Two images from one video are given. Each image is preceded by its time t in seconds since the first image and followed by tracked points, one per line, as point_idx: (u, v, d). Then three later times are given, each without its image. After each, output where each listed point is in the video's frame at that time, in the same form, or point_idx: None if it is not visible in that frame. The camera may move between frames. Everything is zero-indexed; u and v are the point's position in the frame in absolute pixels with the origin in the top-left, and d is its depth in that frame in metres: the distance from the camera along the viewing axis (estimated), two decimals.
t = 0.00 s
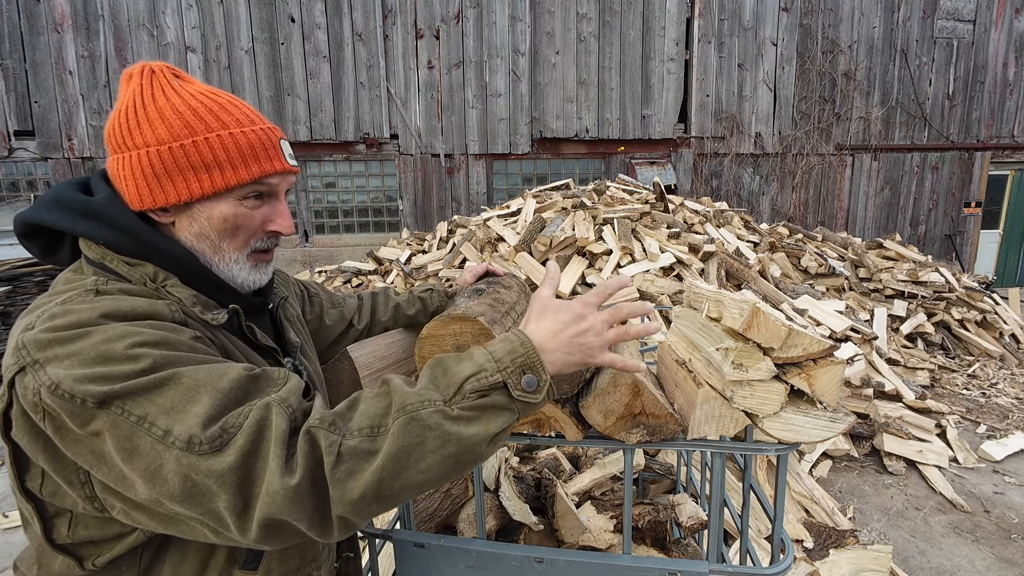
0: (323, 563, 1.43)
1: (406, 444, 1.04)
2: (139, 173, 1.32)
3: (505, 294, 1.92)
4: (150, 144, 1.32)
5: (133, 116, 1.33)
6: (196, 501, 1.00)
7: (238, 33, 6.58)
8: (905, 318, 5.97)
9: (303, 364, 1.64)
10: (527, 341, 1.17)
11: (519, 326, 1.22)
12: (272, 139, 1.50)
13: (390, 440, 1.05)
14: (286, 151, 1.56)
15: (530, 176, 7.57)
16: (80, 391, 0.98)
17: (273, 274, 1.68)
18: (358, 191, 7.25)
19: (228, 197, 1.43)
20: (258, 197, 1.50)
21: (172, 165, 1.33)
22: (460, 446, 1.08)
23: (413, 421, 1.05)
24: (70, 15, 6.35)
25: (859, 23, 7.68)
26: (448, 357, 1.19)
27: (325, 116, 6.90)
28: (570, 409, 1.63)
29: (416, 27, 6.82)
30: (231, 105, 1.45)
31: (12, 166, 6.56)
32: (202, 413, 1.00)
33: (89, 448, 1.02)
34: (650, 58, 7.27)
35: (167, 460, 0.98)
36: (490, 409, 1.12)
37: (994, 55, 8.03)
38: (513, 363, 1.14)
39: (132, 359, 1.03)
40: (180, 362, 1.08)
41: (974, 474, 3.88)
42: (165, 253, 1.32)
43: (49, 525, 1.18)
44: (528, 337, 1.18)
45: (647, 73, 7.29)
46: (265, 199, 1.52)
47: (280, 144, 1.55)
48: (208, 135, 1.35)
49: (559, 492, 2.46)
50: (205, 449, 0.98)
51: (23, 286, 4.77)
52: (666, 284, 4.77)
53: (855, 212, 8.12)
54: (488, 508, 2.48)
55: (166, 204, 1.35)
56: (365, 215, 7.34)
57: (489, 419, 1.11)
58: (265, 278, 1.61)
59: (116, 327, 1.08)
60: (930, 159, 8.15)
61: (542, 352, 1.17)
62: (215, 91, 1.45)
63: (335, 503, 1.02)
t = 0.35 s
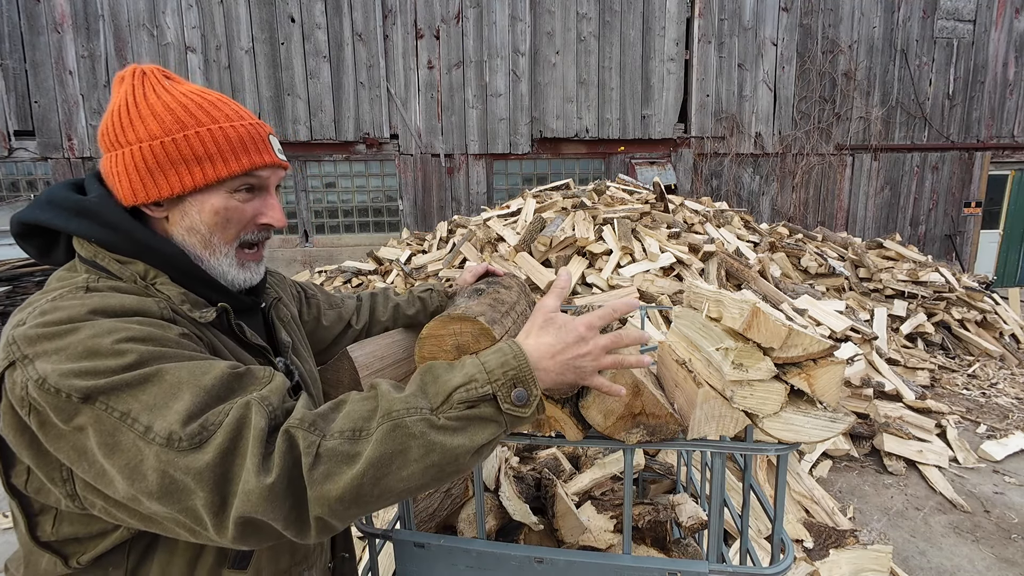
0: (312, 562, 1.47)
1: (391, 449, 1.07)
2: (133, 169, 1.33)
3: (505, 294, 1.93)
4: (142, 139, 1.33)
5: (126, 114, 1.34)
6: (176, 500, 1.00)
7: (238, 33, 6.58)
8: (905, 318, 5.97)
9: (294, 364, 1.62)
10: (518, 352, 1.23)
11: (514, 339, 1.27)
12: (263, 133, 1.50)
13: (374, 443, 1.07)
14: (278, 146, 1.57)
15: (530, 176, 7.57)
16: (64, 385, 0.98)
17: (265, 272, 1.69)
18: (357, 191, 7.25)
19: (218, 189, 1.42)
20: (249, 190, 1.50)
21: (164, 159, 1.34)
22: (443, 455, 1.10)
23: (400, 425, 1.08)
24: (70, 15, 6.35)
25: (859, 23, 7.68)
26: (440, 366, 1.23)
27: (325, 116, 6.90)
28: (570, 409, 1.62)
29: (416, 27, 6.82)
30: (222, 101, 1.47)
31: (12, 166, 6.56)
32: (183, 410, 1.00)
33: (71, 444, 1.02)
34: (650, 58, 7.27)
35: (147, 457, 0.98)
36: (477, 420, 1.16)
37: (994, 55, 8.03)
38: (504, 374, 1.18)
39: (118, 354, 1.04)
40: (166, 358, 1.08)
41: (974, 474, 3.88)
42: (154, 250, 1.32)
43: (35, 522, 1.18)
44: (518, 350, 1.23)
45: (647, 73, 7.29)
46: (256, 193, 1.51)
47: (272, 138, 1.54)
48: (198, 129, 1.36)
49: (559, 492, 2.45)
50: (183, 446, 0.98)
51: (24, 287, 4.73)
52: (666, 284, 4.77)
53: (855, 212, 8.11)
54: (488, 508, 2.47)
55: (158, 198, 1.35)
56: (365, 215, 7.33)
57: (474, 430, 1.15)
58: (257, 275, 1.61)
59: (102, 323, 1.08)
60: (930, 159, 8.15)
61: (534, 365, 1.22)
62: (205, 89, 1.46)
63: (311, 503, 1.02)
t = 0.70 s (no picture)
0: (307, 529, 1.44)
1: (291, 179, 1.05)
2: (120, 152, 1.35)
3: (505, 294, 1.92)
4: (126, 124, 1.36)
5: (109, 106, 1.38)
6: (138, 329, 1.00)
7: (238, 33, 6.58)
8: (905, 318, 5.97)
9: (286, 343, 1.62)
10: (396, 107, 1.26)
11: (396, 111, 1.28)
12: (239, 119, 1.55)
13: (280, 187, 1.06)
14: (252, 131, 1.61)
15: (530, 176, 7.57)
16: (35, 274, 1.03)
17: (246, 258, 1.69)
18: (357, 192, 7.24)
19: (201, 166, 1.44)
20: (230, 169, 1.52)
21: (149, 139, 1.36)
22: (344, 162, 1.06)
23: (296, 162, 1.08)
24: (70, 14, 6.34)
25: (859, 23, 7.68)
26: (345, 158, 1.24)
27: (325, 116, 6.90)
28: (570, 409, 1.63)
29: (416, 27, 6.81)
30: (197, 93, 1.51)
31: (12, 165, 6.55)
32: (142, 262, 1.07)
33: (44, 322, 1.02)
34: (651, 58, 7.27)
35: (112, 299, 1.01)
36: (370, 141, 1.14)
37: (994, 55, 8.03)
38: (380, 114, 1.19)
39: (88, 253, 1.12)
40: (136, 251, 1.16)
41: (974, 474, 3.88)
42: (136, 220, 1.32)
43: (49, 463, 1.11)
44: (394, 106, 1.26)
45: (647, 73, 7.29)
46: (236, 171, 1.54)
47: (244, 126, 1.58)
48: (179, 110, 1.39)
49: (558, 492, 2.45)
50: (144, 274, 1.02)
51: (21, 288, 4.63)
52: (667, 284, 4.77)
53: (855, 211, 8.11)
54: (488, 508, 2.48)
55: (146, 176, 1.37)
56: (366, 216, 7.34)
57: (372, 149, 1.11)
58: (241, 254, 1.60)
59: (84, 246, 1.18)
60: (930, 159, 8.15)
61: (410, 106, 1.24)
62: (180, 85, 1.51)
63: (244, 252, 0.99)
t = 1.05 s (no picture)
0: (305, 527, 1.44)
1: (267, 187, 1.09)
2: (117, 154, 1.34)
3: (505, 293, 1.92)
4: (124, 126, 1.35)
5: (107, 106, 1.37)
6: (129, 331, 1.00)
7: (238, 33, 6.58)
8: (905, 318, 5.97)
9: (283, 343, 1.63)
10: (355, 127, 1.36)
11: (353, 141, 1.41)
12: (236, 118, 1.54)
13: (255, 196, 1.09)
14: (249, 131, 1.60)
15: (530, 176, 7.57)
16: (31, 274, 1.03)
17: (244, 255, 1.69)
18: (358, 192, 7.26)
19: (197, 167, 1.43)
20: (227, 170, 1.51)
21: (146, 141, 1.36)
22: (315, 169, 1.11)
23: (266, 175, 1.12)
24: (70, 14, 6.34)
25: (859, 23, 7.68)
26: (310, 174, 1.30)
27: (325, 116, 6.91)
28: (570, 409, 1.63)
29: (416, 27, 6.81)
30: (193, 93, 1.50)
31: (12, 165, 6.54)
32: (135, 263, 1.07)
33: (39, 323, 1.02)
34: (650, 58, 7.27)
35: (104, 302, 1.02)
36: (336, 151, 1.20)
37: (994, 55, 8.03)
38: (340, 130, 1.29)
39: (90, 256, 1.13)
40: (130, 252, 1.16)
41: (975, 474, 3.87)
42: (137, 221, 1.33)
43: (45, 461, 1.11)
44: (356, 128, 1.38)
45: (647, 73, 7.29)
46: (233, 172, 1.53)
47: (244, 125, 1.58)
48: (175, 111, 1.38)
49: (558, 492, 2.45)
50: (136, 275, 1.02)
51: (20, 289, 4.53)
52: (667, 284, 4.77)
53: (855, 211, 8.11)
54: (488, 508, 2.48)
55: (143, 178, 1.36)
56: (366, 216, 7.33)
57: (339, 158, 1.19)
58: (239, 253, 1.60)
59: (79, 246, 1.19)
60: (930, 159, 8.15)
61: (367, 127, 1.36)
62: (177, 84, 1.50)
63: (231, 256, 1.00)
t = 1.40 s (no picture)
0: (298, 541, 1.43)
1: (277, 287, 1.12)
2: (121, 155, 1.36)
3: (505, 294, 1.93)
4: (129, 127, 1.36)
5: (115, 106, 1.39)
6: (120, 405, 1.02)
7: (238, 33, 6.58)
8: (905, 318, 5.97)
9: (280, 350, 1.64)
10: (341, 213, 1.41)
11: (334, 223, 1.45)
12: (243, 120, 1.53)
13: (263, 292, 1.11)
14: (257, 134, 1.59)
15: (530, 176, 7.57)
16: (22, 312, 1.01)
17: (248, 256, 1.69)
18: (358, 191, 7.26)
19: (199, 171, 1.43)
20: (231, 174, 1.51)
21: (149, 143, 1.37)
22: (324, 269, 1.17)
23: (273, 272, 1.14)
24: (70, 14, 6.35)
25: (859, 23, 7.68)
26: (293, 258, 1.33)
27: (325, 116, 6.90)
28: (570, 409, 1.63)
29: (416, 27, 6.81)
30: (203, 94, 1.51)
31: (12, 166, 6.55)
32: (134, 319, 1.05)
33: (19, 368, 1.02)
34: (650, 58, 7.27)
35: (96, 363, 1.01)
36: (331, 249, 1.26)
37: (994, 55, 8.03)
38: (329, 218, 1.33)
39: (81, 285, 1.11)
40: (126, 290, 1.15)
41: (974, 474, 3.87)
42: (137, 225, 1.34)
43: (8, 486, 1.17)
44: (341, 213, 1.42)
45: (647, 73, 7.29)
46: (237, 176, 1.52)
47: (250, 127, 1.57)
48: (179, 113, 1.39)
49: (559, 492, 2.45)
50: (134, 346, 1.02)
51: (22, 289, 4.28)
52: (666, 284, 4.77)
53: (855, 211, 8.11)
54: (488, 508, 2.48)
55: (144, 179, 1.37)
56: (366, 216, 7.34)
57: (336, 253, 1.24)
58: (241, 256, 1.60)
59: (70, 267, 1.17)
60: (930, 159, 8.15)
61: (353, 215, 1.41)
62: (187, 84, 1.51)
63: (252, 363, 1.03)
